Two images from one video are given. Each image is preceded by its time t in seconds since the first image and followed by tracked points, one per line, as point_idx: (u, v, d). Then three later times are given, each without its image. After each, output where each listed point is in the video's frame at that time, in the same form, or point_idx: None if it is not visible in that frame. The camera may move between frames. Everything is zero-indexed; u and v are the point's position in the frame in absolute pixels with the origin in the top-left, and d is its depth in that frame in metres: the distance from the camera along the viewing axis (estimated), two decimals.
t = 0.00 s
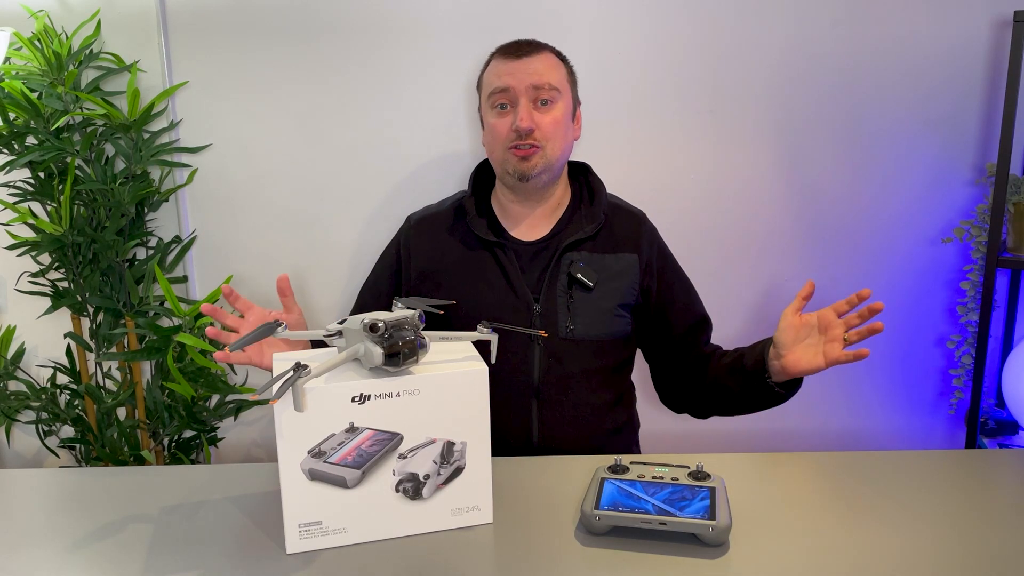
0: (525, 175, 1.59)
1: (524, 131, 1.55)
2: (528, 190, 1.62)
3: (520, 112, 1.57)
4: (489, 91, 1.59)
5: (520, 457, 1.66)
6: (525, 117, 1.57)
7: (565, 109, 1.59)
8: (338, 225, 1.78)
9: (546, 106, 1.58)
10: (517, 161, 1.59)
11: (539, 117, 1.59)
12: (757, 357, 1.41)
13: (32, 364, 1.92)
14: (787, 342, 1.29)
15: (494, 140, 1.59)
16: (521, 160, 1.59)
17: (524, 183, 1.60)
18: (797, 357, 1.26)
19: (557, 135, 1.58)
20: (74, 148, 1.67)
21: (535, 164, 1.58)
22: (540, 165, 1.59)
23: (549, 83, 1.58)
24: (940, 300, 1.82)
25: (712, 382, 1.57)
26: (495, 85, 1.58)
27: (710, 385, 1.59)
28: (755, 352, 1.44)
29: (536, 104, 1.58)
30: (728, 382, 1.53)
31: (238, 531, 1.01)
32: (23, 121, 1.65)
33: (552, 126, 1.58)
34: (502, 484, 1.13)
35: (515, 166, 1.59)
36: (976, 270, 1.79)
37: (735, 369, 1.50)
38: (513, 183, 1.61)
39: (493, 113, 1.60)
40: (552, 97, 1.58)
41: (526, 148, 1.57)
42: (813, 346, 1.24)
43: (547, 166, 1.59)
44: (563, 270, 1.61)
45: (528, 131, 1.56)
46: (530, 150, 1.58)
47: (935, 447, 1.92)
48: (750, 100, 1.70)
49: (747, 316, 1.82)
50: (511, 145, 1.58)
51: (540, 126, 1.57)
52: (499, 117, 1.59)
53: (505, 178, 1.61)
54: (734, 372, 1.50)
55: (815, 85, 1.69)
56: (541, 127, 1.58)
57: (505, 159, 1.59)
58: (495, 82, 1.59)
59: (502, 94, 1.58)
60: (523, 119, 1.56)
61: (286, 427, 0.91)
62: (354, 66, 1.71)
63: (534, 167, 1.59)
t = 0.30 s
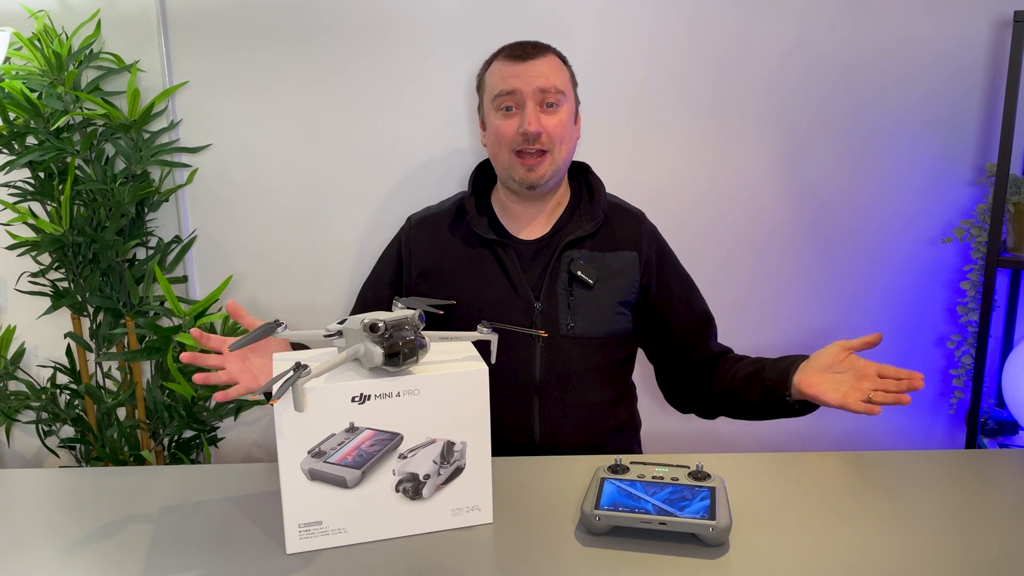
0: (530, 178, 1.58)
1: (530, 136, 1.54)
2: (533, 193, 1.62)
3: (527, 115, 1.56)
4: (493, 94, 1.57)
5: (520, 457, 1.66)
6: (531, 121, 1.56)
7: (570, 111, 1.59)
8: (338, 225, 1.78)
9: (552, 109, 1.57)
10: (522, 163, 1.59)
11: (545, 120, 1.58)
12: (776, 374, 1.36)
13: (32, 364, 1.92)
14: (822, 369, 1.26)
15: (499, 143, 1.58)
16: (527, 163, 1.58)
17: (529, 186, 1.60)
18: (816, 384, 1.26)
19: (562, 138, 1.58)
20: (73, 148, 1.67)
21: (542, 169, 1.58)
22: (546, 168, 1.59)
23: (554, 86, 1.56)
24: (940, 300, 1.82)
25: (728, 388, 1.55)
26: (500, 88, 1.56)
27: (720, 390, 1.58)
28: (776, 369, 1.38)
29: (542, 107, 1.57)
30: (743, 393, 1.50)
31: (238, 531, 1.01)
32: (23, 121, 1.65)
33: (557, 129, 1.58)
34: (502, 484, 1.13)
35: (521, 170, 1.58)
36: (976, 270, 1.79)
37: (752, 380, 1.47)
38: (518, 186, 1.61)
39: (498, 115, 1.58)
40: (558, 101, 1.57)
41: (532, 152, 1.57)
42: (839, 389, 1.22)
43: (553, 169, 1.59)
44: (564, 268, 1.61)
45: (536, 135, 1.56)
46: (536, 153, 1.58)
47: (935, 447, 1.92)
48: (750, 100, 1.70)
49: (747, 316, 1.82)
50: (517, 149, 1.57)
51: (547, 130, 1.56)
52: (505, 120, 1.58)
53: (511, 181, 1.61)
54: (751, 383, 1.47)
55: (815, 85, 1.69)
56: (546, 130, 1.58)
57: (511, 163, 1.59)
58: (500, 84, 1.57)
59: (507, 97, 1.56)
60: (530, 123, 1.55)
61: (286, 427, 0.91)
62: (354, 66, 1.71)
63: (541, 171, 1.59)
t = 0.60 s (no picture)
0: (526, 178, 1.58)
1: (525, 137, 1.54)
2: (529, 194, 1.62)
3: (523, 117, 1.56)
4: (492, 94, 1.58)
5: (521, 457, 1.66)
6: (527, 121, 1.56)
7: (568, 113, 1.59)
8: (338, 225, 1.78)
9: (549, 110, 1.57)
10: (519, 164, 1.59)
11: (542, 121, 1.58)
12: (776, 377, 1.38)
13: (32, 364, 1.92)
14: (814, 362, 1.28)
15: (496, 144, 1.59)
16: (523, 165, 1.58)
17: (525, 186, 1.60)
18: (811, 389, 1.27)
19: (558, 139, 1.58)
20: (73, 148, 1.67)
21: (537, 172, 1.58)
22: (542, 170, 1.59)
23: (552, 87, 1.56)
24: (940, 300, 1.82)
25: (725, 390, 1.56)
26: (498, 88, 1.57)
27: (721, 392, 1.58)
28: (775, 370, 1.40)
29: (539, 108, 1.57)
30: (742, 395, 1.52)
31: (238, 531, 1.01)
32: (23, 121, 1.65)
33: (554, 131, 1.58)
34: (501, 484, 1.13)
35: (517, 172, 1.59)
36: (976, 270, 1.79)
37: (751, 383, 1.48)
38: (515, 188, 1.61)
39: (495, 116, 1.59)
40: (555, 102, 1.57)
41: (528, 153, 1.57)
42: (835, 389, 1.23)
43: (549, 170, 1.59)
44: (565, 269, 1.61)
45: (531, 137, 1.56)
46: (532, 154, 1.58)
47: (935, 447, 1.91)
48: (751, 100, 1.70)
49: (747, 316, 1.82)
50: (514, 150, 1.57)
51: (542, 132, 1.57)
52: (502, 121, 1.58)
53: (508, 182, 1.61)
54: (750, 386, 1.49)
55: (816, 85, 1.69)
56: (543, 131, 1.58)
57: (507, 163, 1.59)
58: (498, 85, 1.57)
59: (505, 98, 1.57)
60: (525, 124, 1.56)
61: (286, 427, 0.91)
62: (354, 66, 1.71)
63: (536, 174, 1.59)
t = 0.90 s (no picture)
0: (515, 171, 1.61)
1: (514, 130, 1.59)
2: (523, 187, 1.63)
3: (515, 110, 1.61)
4: (489, 89, 1.64)
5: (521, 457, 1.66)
6: (518, 115, 1.61)
7: (561, 110, 1.61)
8: (338, 225, 1.78)
9: (542, 106, 1.61)
10: (509, 157, 1.62)
11: (535, 116, 1.61)
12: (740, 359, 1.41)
13: (32, 364, 1.92)
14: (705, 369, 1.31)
15: (489, 137, 1.63)
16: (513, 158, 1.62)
17: (516, 179, 1.62)
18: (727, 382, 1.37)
19: (550, 135, 1.60)
20: (73, 148, 1.67)
21: (526, 165, 1.61)
22: (531, 164, 1.62)
23: (546, 83, 1.61)
24: (940, 300, 1.82)
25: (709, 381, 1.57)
26: (494, 83, 1.63)
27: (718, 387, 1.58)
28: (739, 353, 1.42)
29: (532, 103, 1.61)
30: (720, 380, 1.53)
31: (238, 531, 1.01)
32: (23, 121, 1.65)
33: (547, 126, 1.61)
34: (501, 484, 1.13)
35: (507, 165, 1.62)
36: (976, 270, 1.79)
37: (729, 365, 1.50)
38: (506, 181, 1.64)
39: (491, 110, 1.64)
40: (548, 98, 1.61)
41: (518, 146, 1.60)
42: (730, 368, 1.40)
43: (538, 165, 1.61)
44: (565, 268, 1.61)
45: (520, 130, 1.60)
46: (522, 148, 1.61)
47: (935, 447, 1.91)
48: (751, 100, 1.70)
49: (747, 317, 1.82)
50: (504, 143, 1.61)
51: (532, 125, 1.60)
52: (496, 115, 1.63)
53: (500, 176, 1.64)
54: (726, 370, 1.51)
55: (816, 86, 1.69)
56: (535, 126, 1.61)
57: (498, 156, 1.63)
58: (495, 80, 1.63)
59: (500, 92, 1.62)
60: (516, 118, 1.60)
61: (286, 427, 0.91)
62: (354, 65, 1.70)
63: (526, 168, 1.61)
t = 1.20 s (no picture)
0: (529, 174, 1.61)
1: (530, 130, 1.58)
2: (533, 189, 1.64)
3: (529, 111, 1.60)
4: (499, 89, 1.62)
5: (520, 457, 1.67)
6: (533, 116, 1.60)
7: (573, 111, 1.62)
8: (338, 225, 1.78)
9: (555, 107, 1.61)
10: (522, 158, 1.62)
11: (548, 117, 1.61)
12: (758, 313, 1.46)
13: (32, 364, 1.92)
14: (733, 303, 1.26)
15: (501, 137, 1.62)
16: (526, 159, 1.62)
17: (528, 180, 1.62)
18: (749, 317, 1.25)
19: (563, 136, 1.61)
20: (73, 148, 1.67)
21: (540, 166, 1.61)
22: (545, 166, 1.62)
23: (559, 84, 1.60)
24: (940, 300, 1.82)
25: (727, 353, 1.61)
26: (506, 84, 1.61)
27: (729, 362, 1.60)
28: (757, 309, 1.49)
29: (545, 104, 1.60)
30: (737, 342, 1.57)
31: (238, 531, 1.01)
32: (23, 121, 1.65)
33: (560, 127, 1.61)
34: (501, 484, 1.13)
35: (521, 165, 1.61)
36: (976, 270, 1.79)
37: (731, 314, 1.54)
38: (519, 181, 1.63)
39: (501, 111, 1.63)
40: (561, 99, 1.61)
41: (533, 147, 1.60)
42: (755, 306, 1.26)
43: (552, 166, 1.61)
44: (565, 268, 1.62)
45: (536, 132, 1.60)
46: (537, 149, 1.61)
47: (935, 447, 1.91)
48: (751, 100, 1.70)
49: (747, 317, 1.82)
50: (517, 144, 1.61)
51: (547, 127, 1.60)
52: (508, 116, 1.62)
53: (511, 176, 1.64)
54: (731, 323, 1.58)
55: (816, 86, 1.69)
56: (548, 127, 1.61)
57: (510, 157, 1.62)
58: (506, 81, 1.62)
59: (512, 92, 1.61)
60: (531, 119, 1.60)
61: (286, 427, 0.91)
62: (354, 65, 1.70)
63: (541, 168, 1.62)
